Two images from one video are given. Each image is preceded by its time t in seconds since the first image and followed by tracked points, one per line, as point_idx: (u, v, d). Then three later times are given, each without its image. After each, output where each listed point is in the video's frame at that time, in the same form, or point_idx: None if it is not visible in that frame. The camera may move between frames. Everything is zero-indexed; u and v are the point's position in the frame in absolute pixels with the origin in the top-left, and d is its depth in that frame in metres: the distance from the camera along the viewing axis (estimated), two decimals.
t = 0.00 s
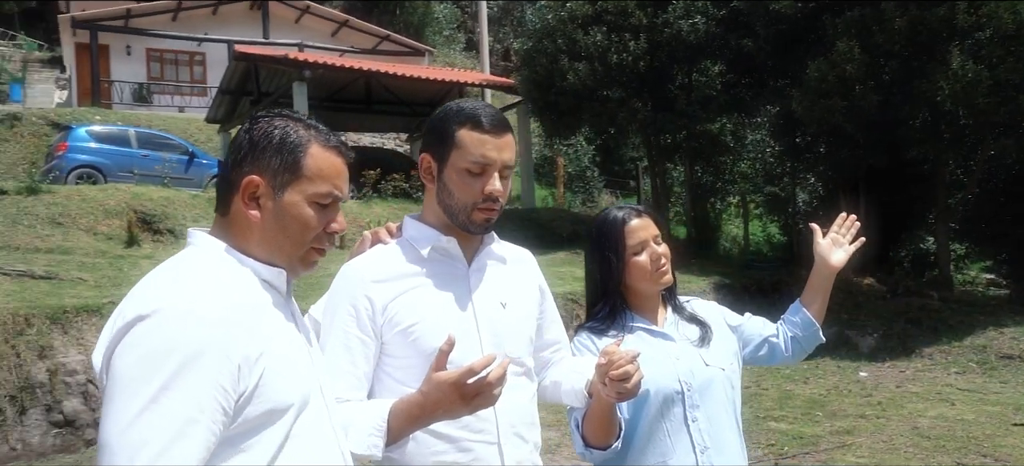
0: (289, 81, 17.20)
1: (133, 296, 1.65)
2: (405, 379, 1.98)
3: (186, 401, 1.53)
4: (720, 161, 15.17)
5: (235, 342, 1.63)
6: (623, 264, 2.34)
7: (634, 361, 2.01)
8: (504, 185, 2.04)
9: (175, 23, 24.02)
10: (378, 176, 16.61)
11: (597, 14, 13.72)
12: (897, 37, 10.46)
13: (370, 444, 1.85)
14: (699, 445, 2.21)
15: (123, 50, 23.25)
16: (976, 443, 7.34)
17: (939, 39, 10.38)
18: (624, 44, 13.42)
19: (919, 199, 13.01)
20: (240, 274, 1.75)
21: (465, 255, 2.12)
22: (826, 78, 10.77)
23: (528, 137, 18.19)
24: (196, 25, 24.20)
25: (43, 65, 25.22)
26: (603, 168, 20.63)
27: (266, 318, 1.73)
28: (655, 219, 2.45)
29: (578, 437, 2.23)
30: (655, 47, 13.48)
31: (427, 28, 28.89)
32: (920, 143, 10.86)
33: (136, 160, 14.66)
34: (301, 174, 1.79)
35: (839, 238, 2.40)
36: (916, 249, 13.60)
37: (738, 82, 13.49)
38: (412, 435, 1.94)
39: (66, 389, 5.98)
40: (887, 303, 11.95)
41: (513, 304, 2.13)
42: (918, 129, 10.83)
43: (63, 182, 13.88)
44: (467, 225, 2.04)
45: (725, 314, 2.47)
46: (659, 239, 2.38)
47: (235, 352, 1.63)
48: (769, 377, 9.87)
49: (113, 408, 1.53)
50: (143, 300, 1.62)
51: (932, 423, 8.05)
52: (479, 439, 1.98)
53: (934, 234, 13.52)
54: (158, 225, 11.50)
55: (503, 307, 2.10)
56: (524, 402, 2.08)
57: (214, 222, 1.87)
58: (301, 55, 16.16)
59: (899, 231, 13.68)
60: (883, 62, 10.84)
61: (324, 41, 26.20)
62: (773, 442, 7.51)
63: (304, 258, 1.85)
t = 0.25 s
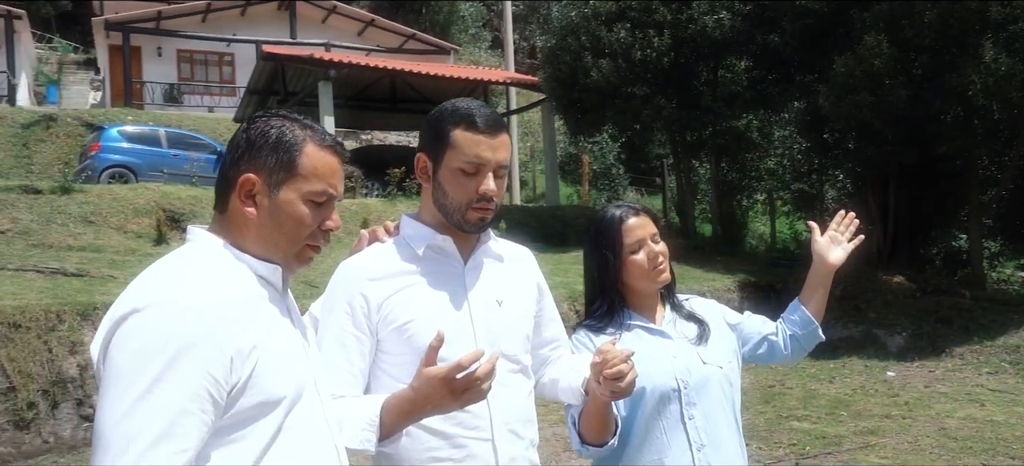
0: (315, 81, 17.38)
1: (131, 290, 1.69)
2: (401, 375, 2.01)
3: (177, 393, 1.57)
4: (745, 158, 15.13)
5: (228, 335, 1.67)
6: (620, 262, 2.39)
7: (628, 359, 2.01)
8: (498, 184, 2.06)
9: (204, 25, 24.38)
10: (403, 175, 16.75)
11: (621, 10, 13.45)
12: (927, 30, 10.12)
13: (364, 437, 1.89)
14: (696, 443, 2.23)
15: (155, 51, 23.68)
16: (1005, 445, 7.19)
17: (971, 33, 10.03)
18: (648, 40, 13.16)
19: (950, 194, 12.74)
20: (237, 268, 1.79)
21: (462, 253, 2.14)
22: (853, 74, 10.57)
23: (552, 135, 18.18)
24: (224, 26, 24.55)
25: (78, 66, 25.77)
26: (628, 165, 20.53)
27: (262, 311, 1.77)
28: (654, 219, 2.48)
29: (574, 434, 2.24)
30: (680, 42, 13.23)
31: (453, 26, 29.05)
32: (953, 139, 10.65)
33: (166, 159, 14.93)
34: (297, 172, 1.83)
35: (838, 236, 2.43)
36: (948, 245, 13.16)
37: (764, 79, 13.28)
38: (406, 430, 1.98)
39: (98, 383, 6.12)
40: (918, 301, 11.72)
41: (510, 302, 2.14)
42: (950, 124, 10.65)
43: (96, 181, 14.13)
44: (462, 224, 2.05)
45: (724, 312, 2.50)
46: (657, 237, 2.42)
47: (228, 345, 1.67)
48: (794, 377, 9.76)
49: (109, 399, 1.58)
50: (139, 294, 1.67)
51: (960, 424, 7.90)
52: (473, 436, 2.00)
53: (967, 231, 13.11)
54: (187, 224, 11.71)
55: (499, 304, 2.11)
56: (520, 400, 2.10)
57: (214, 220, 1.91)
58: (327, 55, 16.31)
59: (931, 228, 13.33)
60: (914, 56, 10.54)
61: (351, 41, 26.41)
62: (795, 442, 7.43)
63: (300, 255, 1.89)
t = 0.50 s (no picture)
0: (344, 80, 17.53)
1: (129, 284, 1.71)
2: (396, 372, 2.01)
3: (173, 384, 1.59)
4: (775, 152, 14.39)
5: (224, 327, 1.68)
6: (618, 258, 2.43)
7: (622, 358, 1.99)
8: (493, 182, 2.04)
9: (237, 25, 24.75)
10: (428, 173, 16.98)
11: (647, 6, 13.11)
12: (963, 21, 9.82)
13: (358, 430, 1.90)
14: (694, 440, 2.28)
15: (188, 52, 24.12)
16: None
17: (1009, 24, 9.76)
18: (675, 35, 12.87)
19: (987, 190, 12.34)
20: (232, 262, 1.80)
21: (458, 250, 2.13)
22: (886, 67, 10.33)
23: (579, 131, 18.10)
24: (256, 27, 24.87)
25: (115, 67, 26.32)
26: (657, 162, 20.36)
27: (257, 305, 1.78)
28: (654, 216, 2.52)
29: (571, 430, 2.24)
30: (708, 38, 12.98)
31: (482, 24, 29.09)
32: (989, 133, 10.39)
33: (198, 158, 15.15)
34: (291, 168, 1.84)
35: (836, 232, 2.48)
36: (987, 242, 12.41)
37: (794, 73, 13.12)
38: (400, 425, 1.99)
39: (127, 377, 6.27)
40: (953, 299, 11.42)
41: (506, 298, 2.13)
42: (988, 118, 10.40)
43: (130, 180, 14.46)
44: (455, 221, 2.04)
45: (726, 309, 2.54)
46: (656, 234, 2.46)
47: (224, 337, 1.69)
48: (823, 376, 9.60)
49: (108, 390, 1.59)
50: (135, 288, 1.68)
51: (993, 425, 7.71)
52: (467, 431, 2.01)
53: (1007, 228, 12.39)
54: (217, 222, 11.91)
55: (494, 301, 2.10)
56: (515, 398, 2.08)
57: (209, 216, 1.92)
58: (355, 54, 16.44)
59: (967, 224, 12.76)
60: (948, 49, 10.21)
61: (380, 39, 26.58)
62: (821, 442, 7.32)
63: (295, 249, 1.89)
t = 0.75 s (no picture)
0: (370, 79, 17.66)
1: (125, 284, 1.65)
2: (391, 370, 2.01)
3: (175, 383, 1.54)
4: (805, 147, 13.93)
5: (222, 324, 1.64)
6: (616, 257, 2.45)
7: (616, 357, 1.99)
8: (486, 182, 2.04)
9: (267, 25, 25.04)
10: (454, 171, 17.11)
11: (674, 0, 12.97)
12: (999, 13, 9.59)
13: (351, 430, 1.88)
14: (691, 439, 2.30)
15: (219, 53, 24.44)
16: None
17: None
18: (702, 30, 12.70)
19: None
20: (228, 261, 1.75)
21: (453, 248, 2.12)
22: (918, 60, 10.08)
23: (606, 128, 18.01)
24: (286, 26, 25.16)
25: (149, 68, 26.81)
26: (685, 158, 20.19)
27: (252, 303, 1.73)
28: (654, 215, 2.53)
29: (568, 428, 2.24)
30: (734, 33, 12.78)
31: (508, 21, 29.10)
32: None
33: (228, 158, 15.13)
34: (286, 167, 1.79)
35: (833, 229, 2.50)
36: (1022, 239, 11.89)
37: (824, 68, 12.70)
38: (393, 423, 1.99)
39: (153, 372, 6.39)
40: (989, 297, 11.12)
41: (501, 297, 2.12)
42: None
43: (163, 179, 14.84)
44: (449, 220, 2.03)
45: (727, 308, 2.57)
46: (655, 232, 2.46)
47: (222, 335, 1.64)
48: (851, 375, 9.43)
49: (110, 392, 1.54)
50: (130, 289, 1.62)
51: None
52: (460, 429, 2.00)
53: None
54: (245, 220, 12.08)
55: (489, 300, 2.09)
56: (509, 397, 2.07)
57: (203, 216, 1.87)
58: (381, 53, 16.54)
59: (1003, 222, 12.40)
60: (986, 41, 9.95)
61: (408, 38, 26.72)
62: (846, 443, 7.19)
63: (290, 247, 1.84)
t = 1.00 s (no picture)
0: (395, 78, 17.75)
1: (124, 290, 1.56)
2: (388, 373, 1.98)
3: (184, 387, 1.46)
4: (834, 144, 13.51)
5: (225, 324, 1.56)
6: (617, 259, 2.45)
7: (612, 360, 1.98)
8: (482, 185, 2.01)
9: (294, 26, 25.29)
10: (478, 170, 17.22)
11: None
12: None
13: (346, 433, 1.84)
14: (691, 443, 2.30)
15: (248, 54, 24.76)
16: None
17: None
18: (727, 26, 12.43)
19: None
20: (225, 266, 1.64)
21: (450, 250, 2.10)
22: (948, 55, 9.86)
23: (630, 126, 17.93)
24: (313, 27, 25.39)
25: (180, 70, 27.28)
26: (712, 155, 20.01)
27: (251, 304, 1.64)
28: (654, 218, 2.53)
29: (566, 432, 2.23)
30: (761, 29, 12.41)
31: (534, 19, 29.06)
32: None
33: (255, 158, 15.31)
34: (283, 170, 1.67)
35: (834, 230, 2.49)
36: None
37: (854, 63, 12.31)
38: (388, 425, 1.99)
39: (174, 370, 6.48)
40: None
41: (499, 299, 2.10)
42: None
43: (189, 178, 14.92)
44: (444, 224, 2.01)
45: (728, 310, 2.58)
46: (655, 235, 2.47)
47: (224, 335, 1.56)
48: (879, 376, 9.26)
49: (118, 400, 1.45)
50: (129, 294, 1.53)
51: None
52: (455, 432, 2.00)
53: None
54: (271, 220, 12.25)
55: (486, 302, 2.07)
56: (504, 400, 2.06)
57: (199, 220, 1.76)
58: (405, 53, 16.60)
59: None
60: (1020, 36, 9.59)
61: (433, 37, 26.81)
62: (871, 445, 7.07)
63: (287, 249, 1.73)
